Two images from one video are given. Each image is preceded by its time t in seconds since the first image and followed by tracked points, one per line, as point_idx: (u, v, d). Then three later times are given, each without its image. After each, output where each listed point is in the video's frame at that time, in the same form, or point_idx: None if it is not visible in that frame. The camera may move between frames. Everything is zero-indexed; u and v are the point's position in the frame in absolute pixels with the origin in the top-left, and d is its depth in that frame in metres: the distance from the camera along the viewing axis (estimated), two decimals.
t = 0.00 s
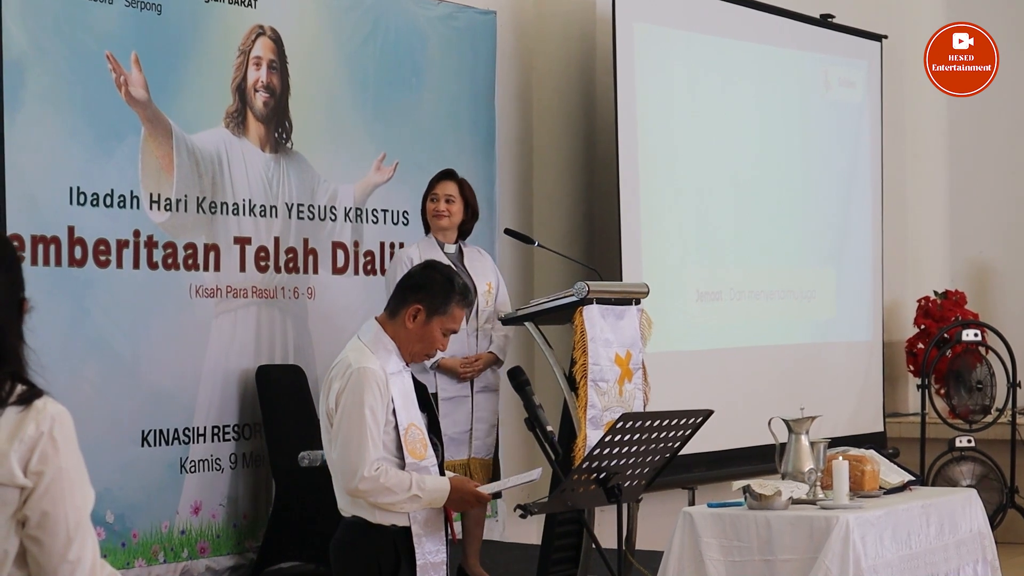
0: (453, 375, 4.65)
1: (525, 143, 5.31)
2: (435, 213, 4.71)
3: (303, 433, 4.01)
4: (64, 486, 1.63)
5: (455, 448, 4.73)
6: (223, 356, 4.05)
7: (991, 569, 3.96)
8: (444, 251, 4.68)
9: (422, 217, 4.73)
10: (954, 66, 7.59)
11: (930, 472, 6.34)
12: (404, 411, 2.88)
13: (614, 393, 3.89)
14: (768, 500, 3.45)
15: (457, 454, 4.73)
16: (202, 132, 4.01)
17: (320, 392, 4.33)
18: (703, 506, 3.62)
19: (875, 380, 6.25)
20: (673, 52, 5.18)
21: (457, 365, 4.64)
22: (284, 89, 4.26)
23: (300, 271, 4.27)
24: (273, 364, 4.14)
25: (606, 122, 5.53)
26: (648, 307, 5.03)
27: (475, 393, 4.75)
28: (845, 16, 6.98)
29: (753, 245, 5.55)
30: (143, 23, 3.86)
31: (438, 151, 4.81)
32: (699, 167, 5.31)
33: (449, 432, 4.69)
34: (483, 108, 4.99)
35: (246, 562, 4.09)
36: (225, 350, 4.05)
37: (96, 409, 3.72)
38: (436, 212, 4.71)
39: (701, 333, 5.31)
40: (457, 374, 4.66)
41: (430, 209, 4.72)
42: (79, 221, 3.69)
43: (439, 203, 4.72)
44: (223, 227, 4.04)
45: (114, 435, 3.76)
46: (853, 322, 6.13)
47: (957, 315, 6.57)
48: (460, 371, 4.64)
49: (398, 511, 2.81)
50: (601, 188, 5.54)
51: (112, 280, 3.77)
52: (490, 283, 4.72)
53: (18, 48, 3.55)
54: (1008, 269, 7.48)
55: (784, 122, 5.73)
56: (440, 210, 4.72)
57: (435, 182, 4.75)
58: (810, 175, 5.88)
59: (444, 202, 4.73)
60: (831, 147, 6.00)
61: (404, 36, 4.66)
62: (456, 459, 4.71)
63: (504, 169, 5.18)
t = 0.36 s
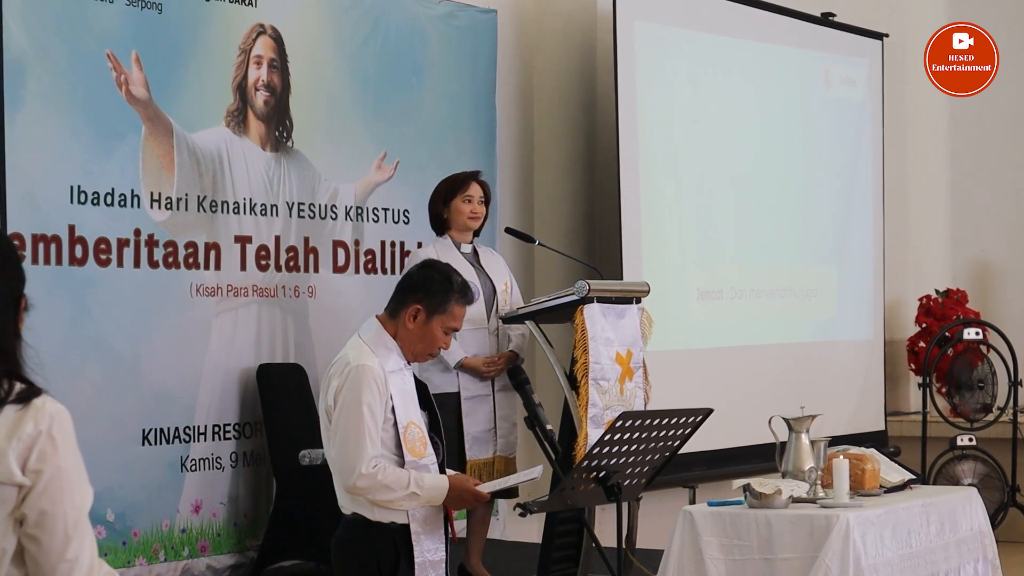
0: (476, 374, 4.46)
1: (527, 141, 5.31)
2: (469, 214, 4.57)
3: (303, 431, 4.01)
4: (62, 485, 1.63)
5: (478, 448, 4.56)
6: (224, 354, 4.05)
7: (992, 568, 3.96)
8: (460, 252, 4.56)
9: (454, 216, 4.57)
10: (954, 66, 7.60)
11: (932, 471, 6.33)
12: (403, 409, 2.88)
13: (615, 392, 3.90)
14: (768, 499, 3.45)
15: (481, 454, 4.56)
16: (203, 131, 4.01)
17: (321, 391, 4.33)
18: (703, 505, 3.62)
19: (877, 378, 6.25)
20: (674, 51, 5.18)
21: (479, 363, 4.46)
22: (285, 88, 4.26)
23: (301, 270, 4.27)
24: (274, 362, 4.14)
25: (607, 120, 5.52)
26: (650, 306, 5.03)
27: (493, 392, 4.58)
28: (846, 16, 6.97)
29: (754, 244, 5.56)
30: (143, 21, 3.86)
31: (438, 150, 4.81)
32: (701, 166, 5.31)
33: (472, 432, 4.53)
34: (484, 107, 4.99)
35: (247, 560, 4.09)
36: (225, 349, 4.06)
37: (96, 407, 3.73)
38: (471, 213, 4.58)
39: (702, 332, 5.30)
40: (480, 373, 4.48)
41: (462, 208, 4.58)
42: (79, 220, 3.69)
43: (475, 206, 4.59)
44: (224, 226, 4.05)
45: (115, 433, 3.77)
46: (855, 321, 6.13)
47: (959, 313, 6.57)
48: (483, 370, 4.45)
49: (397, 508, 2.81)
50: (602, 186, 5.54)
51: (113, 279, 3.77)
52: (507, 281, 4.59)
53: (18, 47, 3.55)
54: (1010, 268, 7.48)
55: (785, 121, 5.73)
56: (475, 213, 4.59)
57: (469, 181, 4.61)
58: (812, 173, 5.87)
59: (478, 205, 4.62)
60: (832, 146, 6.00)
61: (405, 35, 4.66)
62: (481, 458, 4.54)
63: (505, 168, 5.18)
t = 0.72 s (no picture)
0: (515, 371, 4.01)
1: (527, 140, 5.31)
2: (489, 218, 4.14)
3: (303, 430, 4.02)
4: (56, 485, 1.62)
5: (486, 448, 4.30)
6: (224, 354, 4.05)
7: (992, 567, 3.97)
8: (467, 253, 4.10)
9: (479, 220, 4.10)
10: (954, 66, 7.61)
11: (933, 470, 6.34)
12: (403, 406, 2.87)
13: (615, 390, 3.90)
14: (768, 497, 3.46)
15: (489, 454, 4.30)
16: (203, 130, 4.01)
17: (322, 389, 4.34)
18: (703, 503, 3.62)
19: (878, 377, 6.25)
20: (675, 51, 5.18)
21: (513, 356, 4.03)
22: (285, 87, 4.26)
23: (302, 268, 4.27)
24: (275, 361, 4.15)
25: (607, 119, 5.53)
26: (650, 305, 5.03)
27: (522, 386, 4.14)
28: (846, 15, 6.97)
29: (755, 243, 5.56)
30: (143, 20, 3.86)
31: (439, 149, 4.81)
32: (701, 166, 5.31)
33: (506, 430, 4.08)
34: (485, 106, 4.99)
35: (247, 559, 4.09)
36: (226, 348, 4.06)
37: (96, 406, 3.73)
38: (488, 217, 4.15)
39: (702, 331, 5.31)
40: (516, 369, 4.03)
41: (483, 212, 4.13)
42: (79, 218, 3.69)
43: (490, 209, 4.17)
44: (225, 225, 4.05)
45: (115, 432, 3.77)
46: (856, 320, 6.13)
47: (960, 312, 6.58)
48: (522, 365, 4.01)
49: (394, 504, 2.81)
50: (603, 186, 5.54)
51: (113, 277, 3.77)
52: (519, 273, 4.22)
53: (18, 46, 3.55)
54: (1010, 267, 7.48)
55: (786, 120, 5.73)
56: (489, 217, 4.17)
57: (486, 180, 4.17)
58: (812, 172, 5.87)
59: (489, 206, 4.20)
60: (833, 146, 6.00)
61: (406, 34, 4.66)
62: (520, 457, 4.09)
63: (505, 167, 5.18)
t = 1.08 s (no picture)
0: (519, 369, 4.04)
1: (527, 138, 5.31)
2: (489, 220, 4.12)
3: (303, 429, 4.03)
4: (52, 487, 1.62)
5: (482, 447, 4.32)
6: (224, 353, 4.06)
7: (992, 566, 3.97)
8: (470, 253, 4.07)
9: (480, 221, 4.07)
10: (954, 66, 7.62)
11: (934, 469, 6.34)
12: (404, 404, 2.87)
13: (614, 390, 3.91)
14: (767, 497, 3.46)
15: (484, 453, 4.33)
16: (203, 129, 4.01)
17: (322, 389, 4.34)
18: (703, 503, 3.62)
19: (879, 376, 6.25)
20: (674, 50, 5.18)
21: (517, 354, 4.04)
22: (285, 86, 4.26)
23: (302, 267, 4.27)
24: (275, 361, 4.15)
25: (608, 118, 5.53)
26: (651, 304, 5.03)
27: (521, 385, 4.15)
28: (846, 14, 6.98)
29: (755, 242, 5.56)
30: (143, 20, 3.85)
31: (439, 148, 4.81)
32: (701, 165, 5.31)
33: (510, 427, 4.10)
34: (485, 105, 4.99)
35: (247, 559, 4.09)
36: (226, 347, 4.06)
37: (96, 406, 3.73)
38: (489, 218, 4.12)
39: (702, 330, 5.31)
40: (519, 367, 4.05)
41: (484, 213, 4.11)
42: (79, 218, 3.69)
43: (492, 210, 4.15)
44: (225, 224, 4.05)
45: (114, 432, 3.77)
46: (856, 319, 6.13)
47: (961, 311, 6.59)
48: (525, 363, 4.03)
49: (393, 501, 2.81)
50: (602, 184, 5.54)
51: (113, 277, 3.77)
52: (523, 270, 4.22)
53: (17, 46, 3.55)
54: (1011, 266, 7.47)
55: (787, 119, 5.72)
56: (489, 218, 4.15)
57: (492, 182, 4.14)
58: (813, 172, 5.87)
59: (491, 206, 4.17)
60: (835, 144, 6.01)
61: (406, 33, 4.65)
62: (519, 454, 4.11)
63: (506, 166, 5.19)
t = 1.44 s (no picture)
0: (491, 371, 4.13)
1: (527, 137, 5.30)
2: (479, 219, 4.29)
3: (302, 428, 4.03)
4: (51, 491, 1.62)
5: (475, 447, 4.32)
6: (224, 352, 4.06)
7: (991, 566, 3.97)
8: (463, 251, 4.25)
9: (463, 217, 4.28)
10: (953, 66, 7.62)
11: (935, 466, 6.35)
12: (403, 403, 2.88)
13: (614, 389, 3.91)
14: (766, 497, 3.46)
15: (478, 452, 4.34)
16: (203, 128, 4.01)
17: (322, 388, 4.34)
18: (701, 503, 3.61)
19: (879, 374, 6.26)
20: (675, 49, 5.18)
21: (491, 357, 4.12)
22: (285, 85, 4.26)
23: (301, 266, 4.27)
24: (275, 360, 4.15)
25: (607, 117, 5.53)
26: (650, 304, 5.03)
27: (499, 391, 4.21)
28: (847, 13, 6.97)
29: (754, 241, 5.55)
30: (143, 19, 3.85)
31: (438, 146, 4.80)
32: (701, 165, 5.30)
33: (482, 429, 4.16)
34: (485, 103, 4.99)
35: (246, 558, 4.09)
36: (226, 347, 4.06)
37: (96, 405, 3.73)
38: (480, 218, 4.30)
39: (703, 329, 5.31)
40: (492, 370, 4.14)
41: (473, 212, 4.29)
42: (79, 218, 3.69)
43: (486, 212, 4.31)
44: (224, 223, 4.05)
45: (114, 431, 3.77)
46: (855, 318, 6.13)
47: (961, 309, 6.59)
48: (498, 367, 4.12)
49: (392, 499, 2.82)
50: (601, 183, 5.54)
51: (113, 276, 3.77)
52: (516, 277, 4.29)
53: (17, 45, 3.55)
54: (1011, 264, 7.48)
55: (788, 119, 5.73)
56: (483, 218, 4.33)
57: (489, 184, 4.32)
58: (813, 171, 5.87)
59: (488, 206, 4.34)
60: (835, 143, 6.01)
61: (406, 32, 4.65)
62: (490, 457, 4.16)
63: (506, 165, 5.18)
